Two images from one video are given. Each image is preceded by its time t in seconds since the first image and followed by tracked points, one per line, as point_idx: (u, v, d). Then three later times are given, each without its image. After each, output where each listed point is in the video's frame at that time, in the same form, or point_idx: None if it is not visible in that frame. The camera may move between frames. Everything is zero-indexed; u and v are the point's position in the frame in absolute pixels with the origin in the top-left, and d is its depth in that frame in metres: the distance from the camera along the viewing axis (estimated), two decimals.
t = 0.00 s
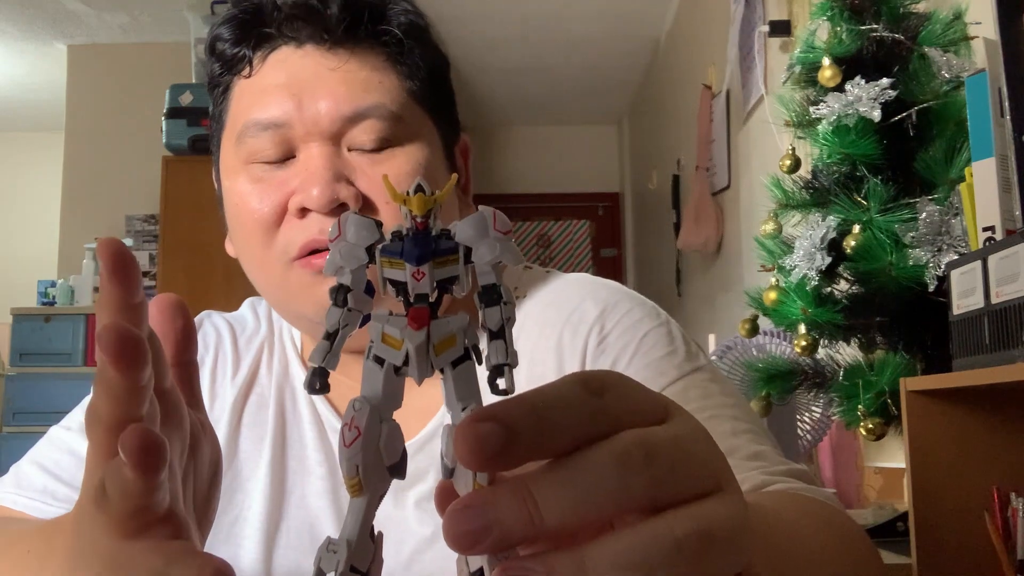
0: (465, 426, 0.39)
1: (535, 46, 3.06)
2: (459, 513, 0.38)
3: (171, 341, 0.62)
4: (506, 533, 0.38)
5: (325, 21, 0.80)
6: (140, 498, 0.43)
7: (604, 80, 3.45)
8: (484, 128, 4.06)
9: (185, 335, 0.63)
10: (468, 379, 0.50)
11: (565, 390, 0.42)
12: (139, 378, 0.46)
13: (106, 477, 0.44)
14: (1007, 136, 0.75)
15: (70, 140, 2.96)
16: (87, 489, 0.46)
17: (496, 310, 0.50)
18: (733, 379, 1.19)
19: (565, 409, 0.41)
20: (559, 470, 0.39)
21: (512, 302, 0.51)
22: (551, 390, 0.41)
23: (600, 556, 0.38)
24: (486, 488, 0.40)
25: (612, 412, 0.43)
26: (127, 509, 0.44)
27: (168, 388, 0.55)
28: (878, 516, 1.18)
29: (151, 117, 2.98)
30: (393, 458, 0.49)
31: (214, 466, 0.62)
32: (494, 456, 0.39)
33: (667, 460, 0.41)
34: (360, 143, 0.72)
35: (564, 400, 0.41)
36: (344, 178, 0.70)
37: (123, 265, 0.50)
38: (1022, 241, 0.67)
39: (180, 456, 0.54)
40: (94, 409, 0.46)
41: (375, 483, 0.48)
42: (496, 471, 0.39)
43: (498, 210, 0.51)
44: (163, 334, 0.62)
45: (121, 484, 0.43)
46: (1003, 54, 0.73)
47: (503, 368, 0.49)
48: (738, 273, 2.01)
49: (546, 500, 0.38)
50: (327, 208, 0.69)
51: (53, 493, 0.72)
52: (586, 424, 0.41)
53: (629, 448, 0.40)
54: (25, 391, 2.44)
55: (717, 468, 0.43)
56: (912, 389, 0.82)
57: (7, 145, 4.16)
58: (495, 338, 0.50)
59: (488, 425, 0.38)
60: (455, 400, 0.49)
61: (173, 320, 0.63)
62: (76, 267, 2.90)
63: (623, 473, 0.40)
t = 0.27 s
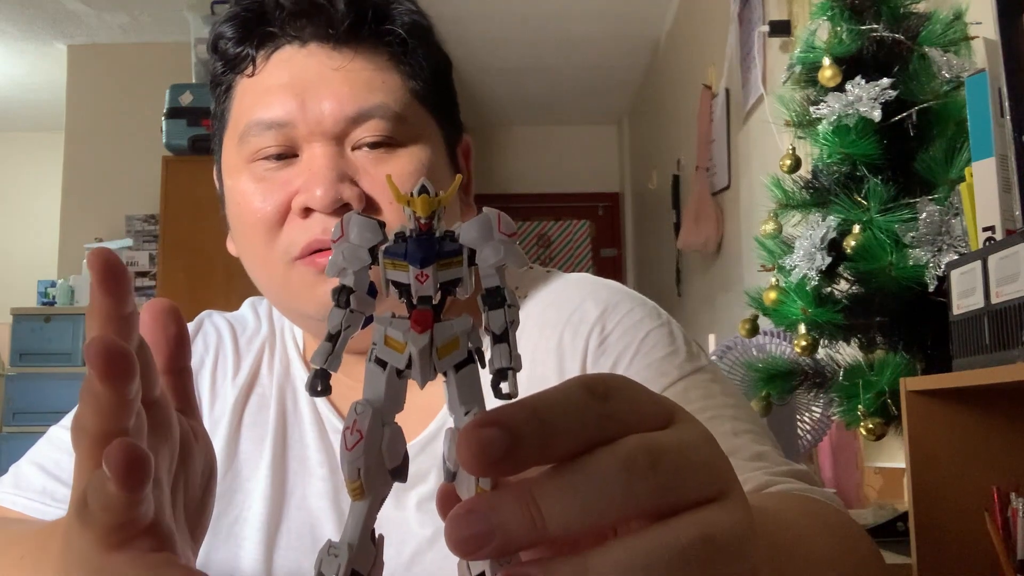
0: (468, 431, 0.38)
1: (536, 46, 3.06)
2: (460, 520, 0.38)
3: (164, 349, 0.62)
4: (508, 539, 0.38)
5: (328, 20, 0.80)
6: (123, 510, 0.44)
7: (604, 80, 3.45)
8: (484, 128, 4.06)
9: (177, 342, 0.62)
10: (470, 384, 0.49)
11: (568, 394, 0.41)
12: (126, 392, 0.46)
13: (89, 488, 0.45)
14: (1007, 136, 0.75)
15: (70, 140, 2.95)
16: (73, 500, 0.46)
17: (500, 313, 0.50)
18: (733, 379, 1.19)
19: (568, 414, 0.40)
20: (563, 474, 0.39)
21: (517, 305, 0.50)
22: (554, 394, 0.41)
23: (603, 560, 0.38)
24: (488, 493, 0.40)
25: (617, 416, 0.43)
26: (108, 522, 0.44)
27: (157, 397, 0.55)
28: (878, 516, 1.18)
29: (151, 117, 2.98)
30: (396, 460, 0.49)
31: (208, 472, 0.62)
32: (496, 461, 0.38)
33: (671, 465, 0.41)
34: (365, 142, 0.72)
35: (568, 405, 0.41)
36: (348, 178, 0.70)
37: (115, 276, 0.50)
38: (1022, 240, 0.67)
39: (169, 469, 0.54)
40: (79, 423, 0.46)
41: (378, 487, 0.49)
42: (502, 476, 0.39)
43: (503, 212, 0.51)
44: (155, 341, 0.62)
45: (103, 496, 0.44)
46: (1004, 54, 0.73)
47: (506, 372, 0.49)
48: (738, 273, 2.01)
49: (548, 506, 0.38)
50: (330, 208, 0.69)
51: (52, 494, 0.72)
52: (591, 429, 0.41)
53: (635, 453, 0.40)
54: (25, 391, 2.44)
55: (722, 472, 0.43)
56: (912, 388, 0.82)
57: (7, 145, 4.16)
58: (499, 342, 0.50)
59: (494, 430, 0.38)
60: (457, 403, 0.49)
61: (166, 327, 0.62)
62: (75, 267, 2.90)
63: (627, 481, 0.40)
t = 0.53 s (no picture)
0: (461, 443, 0.38)
1: (536, 46, 3.06)
2: (455, 531, 0.37)
3: (165, 351, 0.62)
4: (505, 549, 0.37)
5: (326, 21, 0.80)
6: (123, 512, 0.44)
7: (604, 80, 3.45)
8: (484, 128, 4.06)
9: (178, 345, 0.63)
10: (464, 395, 0.50)
11: (561, 404, 0.42)
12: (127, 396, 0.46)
13: (88, 489, 0.45)
14: (1007, 136, 0.75)
15: (70, 139, 2.95)
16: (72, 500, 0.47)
17: (492, 323, 0.50)
18: (733, 379, 1.19)
19: (562, 424, 0.41)
20: (558, 484, 0.39)
21: (509, 314, 0.51)
22: (547, 405, 0.41)
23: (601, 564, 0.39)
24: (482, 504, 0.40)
25: (611, 426, 0.43)
26: (106, 522, 0.44)
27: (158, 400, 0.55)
28: (878, 516, 1.18)
29: (151, 117, 2.98)
30: (389, 473, 0.49)
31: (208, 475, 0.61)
32: (492, 472, 0.38)
33: (669, 473, 0.41)
34: (363, 144, 0.72)
35: (562, 416, 0.41)
36: (346, 180, 0.70)
37: (120, 279, 0.50)
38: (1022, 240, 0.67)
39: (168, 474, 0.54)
40: (80, 423, 0.46)
41: (371, 501, 0.48)
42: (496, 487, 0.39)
43: (494, 221, 0.51)
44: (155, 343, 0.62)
45: (103, 497, 0.44)
46: (1004, 54, 0.73)
47: (499, 382, 0.49)
48: (738, 273, 2.01)
49: (545, 515, 0.38)
50: (328, 210, 0.69)
51: (53, 494, 0.72)
52: (585, 438, 0.41)
53: (629, 463, 0.40)
54: (25, 391, 2.44)
55: (719, 480, 0.43)
56: (912, 389, 0.82)
57: (7, 145, 4.16)
58: (491, 352, 0.50)
59: (486, 442, 0.38)
60: (451, 415, 0.49)
61: (167, 331, 0.63)
62: (75, 267, 2.90)
63: (624, 489, 0.39)
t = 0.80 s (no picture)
0: (474, 449, 0.38)
1: (536, 46, 3.06)
2: (463, 536, 0.38)
3: (147, 355, 0.62)
4: (513, 555, 0.38)
5: (325, 20, 0.80)
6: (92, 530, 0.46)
7: (604, 80, 3.45)
8: (484, 128, 4.06)
9: (159, 349, 0.62)
10: (475, 398, 0.50)
11: (573, 410, 0.41)
12: (98, 418, 0.46)
13: (54, 516, 0.47)
14: (1007, 136, 0.75)
15: (70, 139, 2.95)
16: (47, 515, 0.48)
17: (507, 326, 0.50)
18: (733, 378, 1.19)
19: (574, 429, 0.40)
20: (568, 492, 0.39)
21: (524, 318, 0.51)
22: (559, 410, 0.41)
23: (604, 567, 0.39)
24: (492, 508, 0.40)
25: (623, 430, 0.42)
26: (75, 542, 0.47)
27: (135, 410, 0.54)
28: (878, 516, 1.18)
29: (151, 117, 2.98)
30: (398, 476, 0.50)
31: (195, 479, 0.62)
32: (503, 480, 0.38)
33: (681, 484, 0.40)
34: (365, 131, 0.73)
35: (574, 421, 0.41)
36: (347, 177, 0.70)
37: (90, 296, 0.49)
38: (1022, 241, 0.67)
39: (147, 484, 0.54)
40: (50, 442, 0.46)
41: (379, 502, 0.49)
42: (507, 496, 0.39)
43: (511, 224, 0.51)
44: (134, 348, 0.61)
45: (70, 521, 0.46)
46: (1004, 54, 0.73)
47: (512, 388, 0.49)
48: (738, 273, 2.01)
49: (554, 522, 0.38)
50: (330, 206, 0.69)
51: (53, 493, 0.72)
52: (596, 445, 0.41)
53: (644, 472, 0.40)
54: (24, 391, 2.44)
55: (728, 489, 0.42)
56: (912, 389, 0.82)
57: (7, 145, 4.16)
58: (505, 356, 0.50)
59: (499, 448, 0.38)
60: (463, 418, 0.50)
61: (148, 335, 0.62)
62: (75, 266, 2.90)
63: (634, 498, 0.39)
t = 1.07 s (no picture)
0: (474, 454, 0.38)
1: (536, 46, 3.06)
2: (462, 541, 0.38)
3: (139, 363, 0.61)
4: (511, 560, 0.37)
5: (324, 20, 0.80)
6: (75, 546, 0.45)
7: (604, 80, 3.45)
8: (484, 128, 4.06)
9: (153, 359, 0.61)
10: (475, 404, 0.50)
11: (573, 413, 0.41)
12: (84, 442, 0.46)
13: (32, 528, 0.45)
14: (1007, 136, 0.75)
15: (70, 139, 2.95)
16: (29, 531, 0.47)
17: (506, 330, 0.50)
18: (733, 378, 1.19)
19: (574, 434, 0.40)
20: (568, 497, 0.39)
21: (522, 322, 0.51)
22: (560, 414, 0.41)
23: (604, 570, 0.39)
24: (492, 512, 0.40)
25: (623, 434, 0.42)
26: (52, 556, 0.45)
27: (128, 422, 0.54)
28: (878, 516, 1.18)
29: (151, 117, 2.98)
30: (398, 481, 0.50)
31: (191, 486, 0.62)
32: (503, 485, 0.38)
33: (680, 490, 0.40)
34: (364, 130, 0.73)
35: (574, 425, 0.40)
36: (345, 177, 0.70)
37: (75, 324, 0.48)
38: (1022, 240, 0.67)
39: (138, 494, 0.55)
40: (38, 459, 0.46)
41: (378, 507, 0.49)
42: (508, 499, 0.39)
43: (510, 227, 0.51)
44: (126, 355, 0.61)
45: (50, 537, 0.44)
46: (1004, 54, 0.73)
47: (512, 391, 0.49)
48: (738, 272, 2.01)
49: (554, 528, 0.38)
50: (327, 207, 0.69)
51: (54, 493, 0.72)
52: (598, 450, 0.41)
53: (643, 476, 0.40)
54: (24, 391, 2.44)
55: (727, 493, 0.42)
56: (912, 389, 0.82)
57: (7, 145, 4.16)
58: (505, 360, 0.50)
59: (499, 453, 0.38)
60: (463, 423, 0.50)
61: (141, 344, 0.61)
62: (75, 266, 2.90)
63: (634, 503, 0.39)
